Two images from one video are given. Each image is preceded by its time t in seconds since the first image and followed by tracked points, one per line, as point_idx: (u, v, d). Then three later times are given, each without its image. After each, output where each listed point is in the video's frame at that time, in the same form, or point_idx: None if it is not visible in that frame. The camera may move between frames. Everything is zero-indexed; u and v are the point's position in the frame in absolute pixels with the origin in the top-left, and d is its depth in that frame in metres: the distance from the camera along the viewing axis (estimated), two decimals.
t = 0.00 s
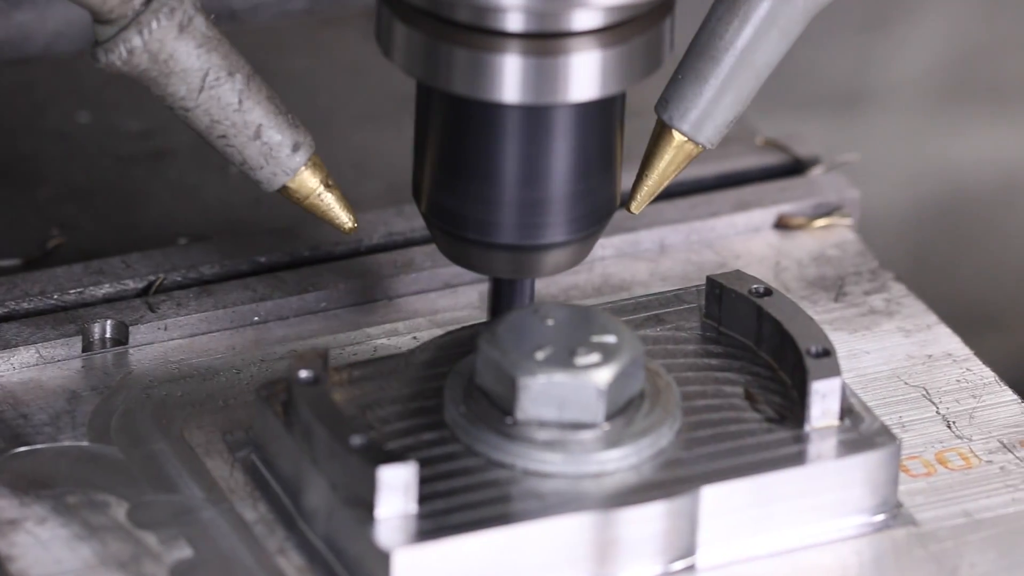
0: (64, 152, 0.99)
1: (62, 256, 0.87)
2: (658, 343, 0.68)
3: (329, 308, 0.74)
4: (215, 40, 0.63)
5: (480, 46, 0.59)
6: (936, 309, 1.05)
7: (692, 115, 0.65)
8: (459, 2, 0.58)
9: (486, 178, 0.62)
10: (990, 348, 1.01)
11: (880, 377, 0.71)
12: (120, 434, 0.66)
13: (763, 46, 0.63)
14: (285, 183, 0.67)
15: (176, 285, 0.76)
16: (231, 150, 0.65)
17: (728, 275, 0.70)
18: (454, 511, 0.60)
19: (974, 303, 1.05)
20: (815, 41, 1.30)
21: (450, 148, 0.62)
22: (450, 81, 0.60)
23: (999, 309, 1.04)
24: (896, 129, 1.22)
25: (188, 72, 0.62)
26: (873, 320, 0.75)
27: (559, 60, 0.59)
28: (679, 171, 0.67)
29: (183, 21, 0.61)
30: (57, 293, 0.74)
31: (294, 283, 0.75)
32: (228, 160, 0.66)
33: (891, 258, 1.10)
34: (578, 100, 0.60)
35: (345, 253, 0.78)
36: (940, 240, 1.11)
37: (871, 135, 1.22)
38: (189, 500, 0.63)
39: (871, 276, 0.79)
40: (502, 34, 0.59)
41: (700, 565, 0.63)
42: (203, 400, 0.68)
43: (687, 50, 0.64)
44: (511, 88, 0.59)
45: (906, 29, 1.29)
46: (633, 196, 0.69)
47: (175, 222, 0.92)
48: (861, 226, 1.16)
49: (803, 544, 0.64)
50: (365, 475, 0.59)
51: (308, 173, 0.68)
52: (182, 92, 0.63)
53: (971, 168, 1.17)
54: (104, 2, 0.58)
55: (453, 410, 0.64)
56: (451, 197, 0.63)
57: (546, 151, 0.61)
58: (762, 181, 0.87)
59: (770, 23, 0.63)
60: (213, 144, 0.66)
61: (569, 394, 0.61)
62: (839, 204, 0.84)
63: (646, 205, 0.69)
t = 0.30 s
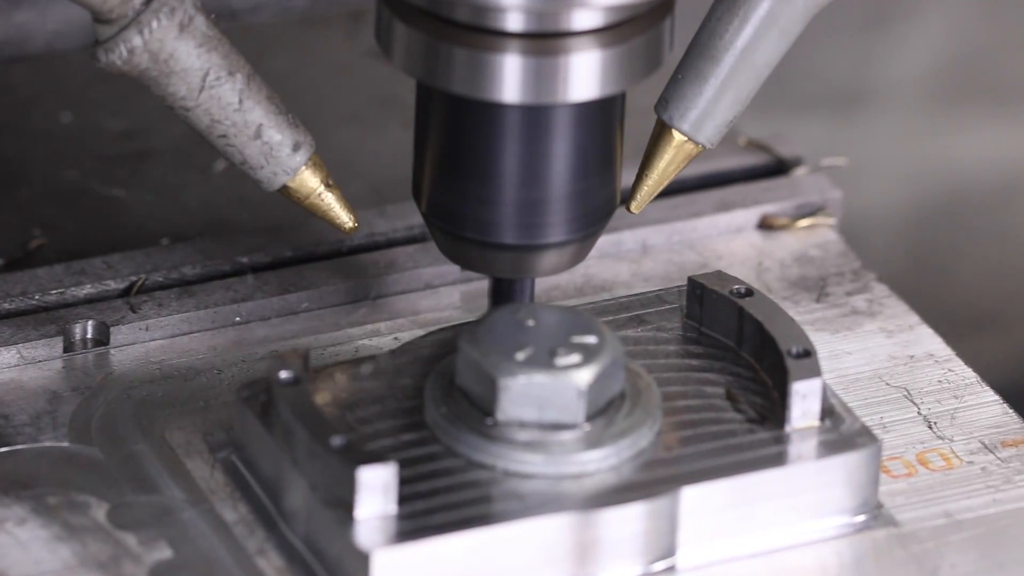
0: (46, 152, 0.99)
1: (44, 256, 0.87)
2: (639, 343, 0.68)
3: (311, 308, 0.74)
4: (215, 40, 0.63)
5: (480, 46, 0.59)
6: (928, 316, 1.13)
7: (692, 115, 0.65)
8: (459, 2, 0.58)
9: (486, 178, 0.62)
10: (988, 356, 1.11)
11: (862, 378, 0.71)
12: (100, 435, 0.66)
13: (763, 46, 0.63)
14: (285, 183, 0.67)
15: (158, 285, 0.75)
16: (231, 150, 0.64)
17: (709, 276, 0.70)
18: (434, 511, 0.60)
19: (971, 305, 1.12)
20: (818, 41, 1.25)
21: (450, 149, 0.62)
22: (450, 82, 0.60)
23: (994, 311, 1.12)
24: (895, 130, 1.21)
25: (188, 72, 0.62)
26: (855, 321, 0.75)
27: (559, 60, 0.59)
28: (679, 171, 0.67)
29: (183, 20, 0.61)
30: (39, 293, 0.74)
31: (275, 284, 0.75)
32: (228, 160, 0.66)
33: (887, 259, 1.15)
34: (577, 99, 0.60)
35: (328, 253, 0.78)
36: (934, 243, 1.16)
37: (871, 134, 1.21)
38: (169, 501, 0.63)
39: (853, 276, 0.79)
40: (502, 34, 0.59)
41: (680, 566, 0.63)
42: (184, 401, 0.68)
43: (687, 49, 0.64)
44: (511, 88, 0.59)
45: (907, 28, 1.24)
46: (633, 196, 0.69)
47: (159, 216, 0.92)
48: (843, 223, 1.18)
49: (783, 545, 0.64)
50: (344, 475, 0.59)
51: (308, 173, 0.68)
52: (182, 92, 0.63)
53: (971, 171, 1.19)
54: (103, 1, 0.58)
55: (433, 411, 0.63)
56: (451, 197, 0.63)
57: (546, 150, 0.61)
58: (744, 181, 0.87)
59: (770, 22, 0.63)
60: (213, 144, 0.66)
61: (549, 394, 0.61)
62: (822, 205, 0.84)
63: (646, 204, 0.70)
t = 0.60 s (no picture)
0: (26, 151, 0.98)
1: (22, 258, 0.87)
2: (617, 343, 0.68)
3: (289, 308, 0.74)
4: (215, 40, 0.62)
5: (480, 46, 0.59)
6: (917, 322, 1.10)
7: (692, 115, 0.65)
8: (458, 1, 0.58)
9: (486, 178, 0.62)
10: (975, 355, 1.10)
11: (841, 378, 0.71)
12: (76, 436, 0.66)
13: (763, 45, 0.63)
14: (285, 182, 0.67)
15: (136, 286, 0.75)
16: (231, 149, 0.64)
17: (687, 276, 0.70)
18: (410, 512, 0.59)
19: (970, 305, 1.11)
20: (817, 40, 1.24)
21: (448, 148, 0.62)
22: (450, 81, 0.60)
23: (994, 312, 1.11)
24: (892, 134, 1.20)
25: (188, 72, 0.62)
26: (833, 321, 0.75)
27: (559, 60, 0.59)
28: (679, 170, 0.67)
29: (183, 20, 0.61)
30: (16, 293, 0.73)
31: (254, 284, 0.75)
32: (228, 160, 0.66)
33: (882, 260, 1.13)
34: (577, 99, 0.60)
35: (307, 253, 0.78)
36: (930, 245, 1.14)
37: (868, 137, 1.19)
38: (146, 501, 0.63)
39: (832, 277, 0.79)
40: (502, 34, 0.59)
41: (656, 566, 0.63)
42: (162, 402, 0.68)
43: (687, 49, 0.64)
44: (511, 88, 0.59)
45: (903, 31, 1.23)
46: (632, 197, 0.69)
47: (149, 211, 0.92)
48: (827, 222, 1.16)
49: (761, 545, 0.64)
50: (319, 476, 0.59)
51: (308, 173, 0.68)
52: (182, 91, 0.63)
53: (971, 172, 1.17)
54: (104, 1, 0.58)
55: (410, 411, 0.63)
56: (451, 196, 0.63)
57: (546, 150, 0.61)
58: (723, 181, 0.87)
59: (770, 22, 0.63)
60: (213, 143, 0.66)
61: (526, 394, 0.61)
62: (801, 206, 0.84)
63: (646, 205, 0.70)
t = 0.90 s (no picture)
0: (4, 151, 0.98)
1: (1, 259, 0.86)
2: (595, 343, 0.68)
3: (268, 308, 0.74)
4: (215, 39, 0.63)
5: (480, 46, 0.59)
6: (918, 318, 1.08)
7: (692, 115, 0.65)
8: (457, 1, 0.58)
9: (485, 178, 0.62)
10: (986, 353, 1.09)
11: (819, 378, 0.71)
12: (53, 436, 0.66)
13: (762, 45, 0.64)
14: (285, 182, 0.67)
15: (114, 286, 0.75)
16: (231, 149, 0.65)
17: (665, 275, 0.70)
18: (387, 511, 0.59)
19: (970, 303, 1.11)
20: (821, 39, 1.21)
21: (448, 147, 0.62)
22: (450, 81, 0.60)
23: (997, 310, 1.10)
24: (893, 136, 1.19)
25: (188, 71, 0.62)
26: (812, 321, 0.75)
27: (559, 60, 0.59)
28: (679, 170, 0.67)
29: (182, 20, 0.61)
30: None
31: (234, 284, 0.75)
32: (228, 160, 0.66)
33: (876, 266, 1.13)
34: (577, 99, 0.60)
35: (285, 253, 0.78)
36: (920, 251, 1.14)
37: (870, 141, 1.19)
38: (123, 501, 0.63)
39: (811, 276, 0.79)
40: (502, 34, 0.59)
41: (633, 566, 0.63)
42: (139, 402, 0.68)
43: (687, 49, 0.65)
44: (511, 88, 0.59)
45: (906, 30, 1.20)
46: (632, 196, 0.69)
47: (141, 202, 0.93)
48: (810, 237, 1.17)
49: (738, 545, 0.64)
50: (295, 475, 0.59)
51: (308, 172, 0.68)
52: (182, 91, 0.63)
53: (971, 172, 1.17)
54: (104, 1, 0.58)
55: (388, 411, 0.63)
56: (451, 196, 0.63)
57: (546, 150, 0.61)
58: (703, 180, 0.87)
59: (770, 21, 0.63)
60: (212, 143, 0.66)
61: (503, 394, 0.61)
62: (780, 206, 0.84)
63: (646, 204, 0.70)
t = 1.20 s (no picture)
0: None
1: None
2: (573, 345, 0.68)
3: (246, 310, 0.74)
4: (215, 39, 0.63)
5: (480, 46, 0.59)
6: (917, 322, 1.20)
7: (692, 115, 0.66)
8: (457, 1, 0.58)
9: (485, 178, 0.61)
10: (982, 356, 1.20)
11: (798, 380, 0.71)
12: (29, 437, 0.66)
13: (762, 45, 0.64)
14: (285, 182, 0.67)
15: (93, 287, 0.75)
16: (231, 150, 0.65)
17: (643, 277, 0.70)
18: (364, 514, 0.59)
19: (966, 304, 1.20)
20: (825, 32, 1.24)
21: (448, 147, 0.62)
22: (451, 81, 0.60)
23: (1000, 310, 1.20)
24: (888, 135, 1.24)
25: (187, 72, 0.62)
26: (792, 322, 0.76)
27: (559, 60, 0.59)
28: (679, 171, 0.68)
29: (182, 20, 0.61)
30: None
31: (214, 285, 0.75)
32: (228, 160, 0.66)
33: (881, 267, 1.21)
34: (577, 99, 0.60)
35: (264, 254, 0.78)
36: (925, 253, 1.22)
37: (867, 142, 1.24)
38: (101, 503, 0.63)
39: (791, 278, 0.80)
40: (502, 34, 0.59)
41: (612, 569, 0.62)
42: (116, 404, 0.68)
43: (687, 49, 0.65)
44: (510, 88, 0.59)
45: (906, 28, 1.23)
46: (631, 198, 0.70)
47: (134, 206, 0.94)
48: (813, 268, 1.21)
49: (716, 547, 0.63)
50: (273, 478, 0.59)
51: (308, 173, 0.68)
52: (182, 91, 0.63)
53: (967, 171, 1.23)
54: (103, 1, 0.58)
55: (366, 412, 0.63)
56: (451, 196, 0.63)
57: (546, 150, 0.61)
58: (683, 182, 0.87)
59: (770, 20, 0.64)
60: (213, 143, 0.66)
61: (481, 395, 0.61)
62: (760, 207, 0.85)
63: (646, 204, 0.71)
